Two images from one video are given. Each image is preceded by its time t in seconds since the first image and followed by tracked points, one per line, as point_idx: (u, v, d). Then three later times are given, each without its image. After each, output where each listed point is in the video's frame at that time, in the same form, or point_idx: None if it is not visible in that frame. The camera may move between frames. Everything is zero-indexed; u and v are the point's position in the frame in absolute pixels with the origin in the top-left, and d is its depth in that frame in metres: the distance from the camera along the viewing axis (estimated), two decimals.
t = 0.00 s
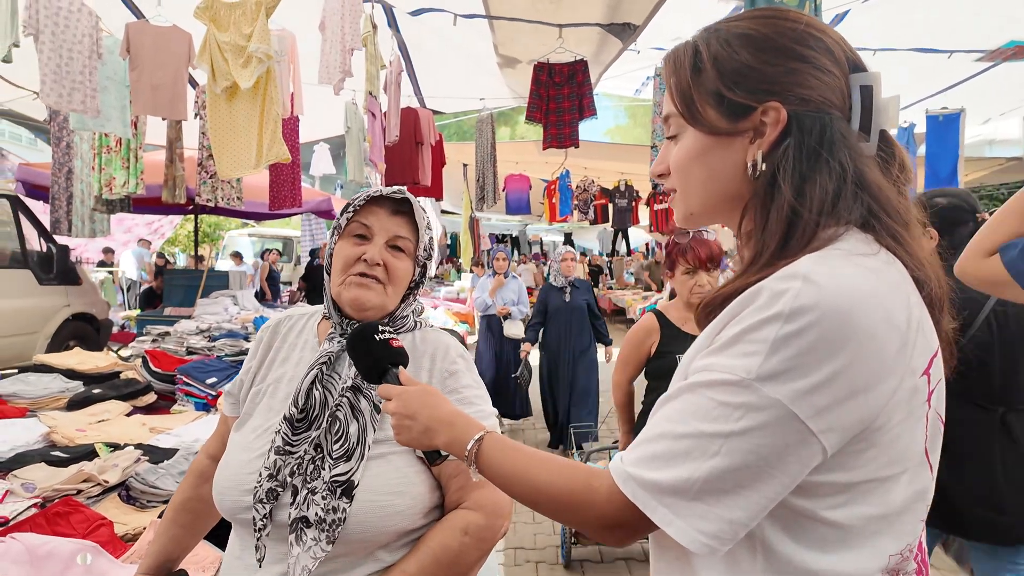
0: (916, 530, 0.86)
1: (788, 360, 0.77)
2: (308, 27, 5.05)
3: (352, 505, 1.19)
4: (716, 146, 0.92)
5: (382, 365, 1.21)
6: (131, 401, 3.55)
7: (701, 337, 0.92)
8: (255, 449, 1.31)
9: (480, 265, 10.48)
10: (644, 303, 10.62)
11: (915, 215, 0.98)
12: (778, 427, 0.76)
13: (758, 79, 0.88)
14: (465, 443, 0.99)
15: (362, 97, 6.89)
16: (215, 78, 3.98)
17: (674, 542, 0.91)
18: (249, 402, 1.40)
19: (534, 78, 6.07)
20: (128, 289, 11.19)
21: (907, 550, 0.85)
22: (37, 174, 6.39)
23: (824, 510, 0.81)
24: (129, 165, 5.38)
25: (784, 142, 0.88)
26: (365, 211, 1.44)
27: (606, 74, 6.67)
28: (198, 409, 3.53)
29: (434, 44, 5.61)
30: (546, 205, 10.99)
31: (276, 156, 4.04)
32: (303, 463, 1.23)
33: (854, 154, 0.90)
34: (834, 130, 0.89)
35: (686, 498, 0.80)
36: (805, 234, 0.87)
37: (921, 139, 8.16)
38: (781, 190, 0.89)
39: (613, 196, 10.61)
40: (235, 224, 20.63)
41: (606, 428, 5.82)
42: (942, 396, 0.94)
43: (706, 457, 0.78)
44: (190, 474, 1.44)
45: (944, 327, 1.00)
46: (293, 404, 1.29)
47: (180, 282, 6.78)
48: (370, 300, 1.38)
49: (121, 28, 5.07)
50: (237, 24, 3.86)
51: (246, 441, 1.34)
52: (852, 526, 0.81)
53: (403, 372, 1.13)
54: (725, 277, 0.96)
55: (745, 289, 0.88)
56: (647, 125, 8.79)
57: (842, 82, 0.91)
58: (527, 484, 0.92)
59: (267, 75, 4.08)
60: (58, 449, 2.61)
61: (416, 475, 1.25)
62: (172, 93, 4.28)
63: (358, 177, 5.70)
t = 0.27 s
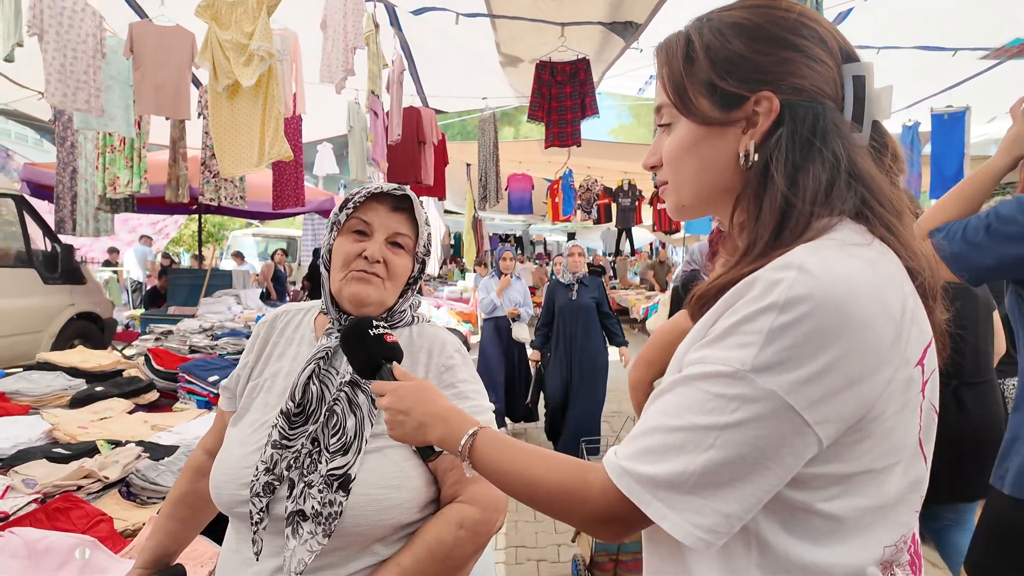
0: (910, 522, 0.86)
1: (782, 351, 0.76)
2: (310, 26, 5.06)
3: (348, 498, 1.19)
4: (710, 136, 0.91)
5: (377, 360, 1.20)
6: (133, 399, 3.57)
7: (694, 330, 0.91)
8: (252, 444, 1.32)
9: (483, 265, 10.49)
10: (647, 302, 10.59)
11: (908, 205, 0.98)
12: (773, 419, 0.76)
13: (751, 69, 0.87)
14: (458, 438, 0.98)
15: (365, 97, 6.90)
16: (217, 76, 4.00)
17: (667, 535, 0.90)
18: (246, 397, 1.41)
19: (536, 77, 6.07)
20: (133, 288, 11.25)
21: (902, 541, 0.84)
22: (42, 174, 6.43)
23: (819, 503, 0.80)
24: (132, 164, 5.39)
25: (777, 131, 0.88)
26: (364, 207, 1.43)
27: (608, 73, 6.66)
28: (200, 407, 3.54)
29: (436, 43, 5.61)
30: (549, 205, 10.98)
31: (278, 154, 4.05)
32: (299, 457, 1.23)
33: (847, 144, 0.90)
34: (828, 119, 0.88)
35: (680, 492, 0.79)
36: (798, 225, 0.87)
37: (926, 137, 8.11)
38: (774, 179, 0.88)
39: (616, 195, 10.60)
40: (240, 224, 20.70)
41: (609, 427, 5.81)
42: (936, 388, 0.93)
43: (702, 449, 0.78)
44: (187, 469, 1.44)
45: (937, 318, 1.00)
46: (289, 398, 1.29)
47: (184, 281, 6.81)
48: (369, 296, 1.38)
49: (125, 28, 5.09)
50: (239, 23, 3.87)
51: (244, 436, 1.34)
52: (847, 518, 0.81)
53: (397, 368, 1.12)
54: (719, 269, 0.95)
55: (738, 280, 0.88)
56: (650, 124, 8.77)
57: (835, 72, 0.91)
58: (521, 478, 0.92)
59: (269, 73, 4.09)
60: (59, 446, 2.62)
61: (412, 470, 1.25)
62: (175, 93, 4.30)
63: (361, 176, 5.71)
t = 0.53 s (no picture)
0: (913, 524, 0.85)
1: (784, 352, 0.75)
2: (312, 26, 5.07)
3: (348, 498, 1.18)
4: (709, 136, 0.90)
5: (376, 361, 1.19)
6: (135, 399, 3.58)
7: (694, 331, 0.90)
8: (252, 444, 1.31)
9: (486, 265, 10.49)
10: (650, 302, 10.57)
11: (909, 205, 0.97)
12: (775, 421, 0.75)
13: (751, 68, 0.87)
14: (457, 441, 0.97)
15: (367, 97, 6.91)
16: (217, 76, 4.00)
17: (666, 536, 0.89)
18: (246, 397, 1.40)
19: (538, 76, 6.06)
20: (136, 288, 11.28)
21: (904, 544, 0.83)
22: (46, 174, 6.46)
23: (821, 505, 0.79)
24: (136, 165, 5.40)
25: (778, 130, 0.87)
26: (362, 209, 1.42)
27: (611, 73, 6.66)
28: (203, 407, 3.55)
29: (438, 44, 5.61)
30: (552, 205, 10.97)
31: (279, 154, 4.06)
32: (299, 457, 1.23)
33: (848, 144, 0.89)
34: (828, 118, 0.88)
35: (681, 495, 0.78)
36: (799, 225, 0.86)
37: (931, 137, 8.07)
38: (775, 179, 0.87)
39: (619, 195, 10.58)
40: (243, 224, 20.74)
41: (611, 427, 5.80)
42: (938, 389, 0.92)
43: (703, 452, 0.77)
44: (187, 469, 1.44)
45: (938, 319, 0.99)
46: (289, 399, 1.28)
47: (187, 281, 6.83)
48: (370, 298, 1.38)
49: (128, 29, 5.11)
50: (239, 23, 3.88)
51: (243, 436, 1.34)
52: (849, 521, 0.80)
53: (396, 370, 1.12)
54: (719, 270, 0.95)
55: (739, 281, 0.87)
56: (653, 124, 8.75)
57: (835, 71, 0.90)
58: (520, 480, 0.91)
59: (270, 74, 4.09)
60: (61, 446, 2.63)
61: (411, 470, 1.24)
62: (178, 93, 4.31)
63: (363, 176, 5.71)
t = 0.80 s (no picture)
0: (911, 526, 0.84)
1: (780, 354, 0.75)
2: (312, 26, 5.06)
3: (346, 497, 1.18)
4: (706, 135, 0.90)
5: (374, 363, 1.19)
6: (135, 399, 3.58)
7: (690, 332, 0.90)
8: (249, 444, 1.31)
9: (487, 265, 10.51)
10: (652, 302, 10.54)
11: (908, 205, 0.97)
12: (770, 422, 0.75)
13: (747, 68, 0.86)
14: (454, 443, 0.96)
15: (368, 97, 6.91)
16: (213, 75, 3.98)
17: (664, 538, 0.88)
18: (244, 397, 1.40)
19: (539, 76, 6.06)
20: (138, 288, 11.29)
21: (902, 546, 0.83)
22: (47, 174, 6.47)
23: (817, 507, 0.79)
24: (137, 164, 5.42)
25: (773, 130, 0.87)
26: (360, 211, 1.42)
27: (612, 73, 6.65)
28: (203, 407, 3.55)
29: (439, 44, 5.61)
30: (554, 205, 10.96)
31: (276, 156, 4.06)
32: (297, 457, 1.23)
33: (845, 143, 0.88)
34: (825, 119, 0.87)
35: (675, 497, 0.78)
36: (795, 226, 0.85)
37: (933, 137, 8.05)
38: (770, 180, 0.87)
39: (620, 195, 10.58)
40: (244, 224, 20.73)
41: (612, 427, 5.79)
42: (936, 390, 0.91)
43: (698, 454, 0.76)
44: (184, 469, 1.44)
45: (937, 320, 0.98)
46: (287, 399, 1.28)
47: (188, 281, 6.83)
48: (368, 298, 1.38)
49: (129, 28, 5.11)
50: (237, 23, 3.88)
51: (241, 436, 1.34)
52: (846, 524, 0.79)
53: (393, 372, 1.11)
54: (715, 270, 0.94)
55: (735, 282, 0.86)
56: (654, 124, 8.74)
57: (833, 70, 0.90)
58: (515, 482, 0.90)
59: (268, 75, 4.10)
60: (61, 446, 2.63)
61: (409, 470, 1.24)
62: (179, 94, 4.32)
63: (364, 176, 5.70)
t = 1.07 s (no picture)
0: (907, 524, 0.84)
1: (775, 351, 0.75)
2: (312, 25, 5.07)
3: (347, 494, 1.18)
4: (703, 135, 0.90)
5: (375, 361, 1.19)
6: (136, 398, 3.59)
7: (686, 330, 0.90)
8: (249, 442, 1.31)
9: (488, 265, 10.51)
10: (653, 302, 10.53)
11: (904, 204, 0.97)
12: (765, 420, 0.75)
13: (743, 67, 0.86)
14: (453, 441, 0.97)
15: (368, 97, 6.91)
16: (210, 75, 3.99)
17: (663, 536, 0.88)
18: (244, 396, 1.40)
19: (539, 76, 6.06)
20: (138, 288, 11.31)
21: (898, 544, 0.83)
22: (48, 174, 6.48)
23: (813, 504, 0.79)
24: (138, 165, 5.44)
25: (769, 129, 0.87)
26: (362, 210, 1.42)
27: (613, 73, 6.65)
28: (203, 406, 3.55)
29: (439, 44, 5.61)
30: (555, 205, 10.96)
31: (273, 155, 4.06)
32: (298, 454, 1.23)
33: (841, 142, 0.89)
34: (821, 117, 0.87)
35: (671, 494, 0.78)
36: (791, 225, 0.86)
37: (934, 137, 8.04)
38: (767, 178, 0.87)
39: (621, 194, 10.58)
40: (245, 224, 20.73)
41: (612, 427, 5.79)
42: (933, 389, 0.92)
43: (694, 451, 0.77)
44: (183, 468, 1.44)
45: (933, 319, 0.98)
46: (288, 397, 1.28)
47: (189, 281, 6.84)
48: (370, 296, 1.38)
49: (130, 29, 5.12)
50: (235, 23, 3.89)
51: (241, 434, 1.34)
52: (841, 521, 0.79)
53: (395, 371, 1.11)
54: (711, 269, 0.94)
55: (731, 280, 0.86)
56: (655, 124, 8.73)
57: (830, 69, 0.90)
58: (514, 479, 0.91)
59: (267, 76, 4.10)
60: (62, 445, 2.64)
61: (409, 467, 1.24)
62: (179, 94, 4.32)
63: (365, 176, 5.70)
